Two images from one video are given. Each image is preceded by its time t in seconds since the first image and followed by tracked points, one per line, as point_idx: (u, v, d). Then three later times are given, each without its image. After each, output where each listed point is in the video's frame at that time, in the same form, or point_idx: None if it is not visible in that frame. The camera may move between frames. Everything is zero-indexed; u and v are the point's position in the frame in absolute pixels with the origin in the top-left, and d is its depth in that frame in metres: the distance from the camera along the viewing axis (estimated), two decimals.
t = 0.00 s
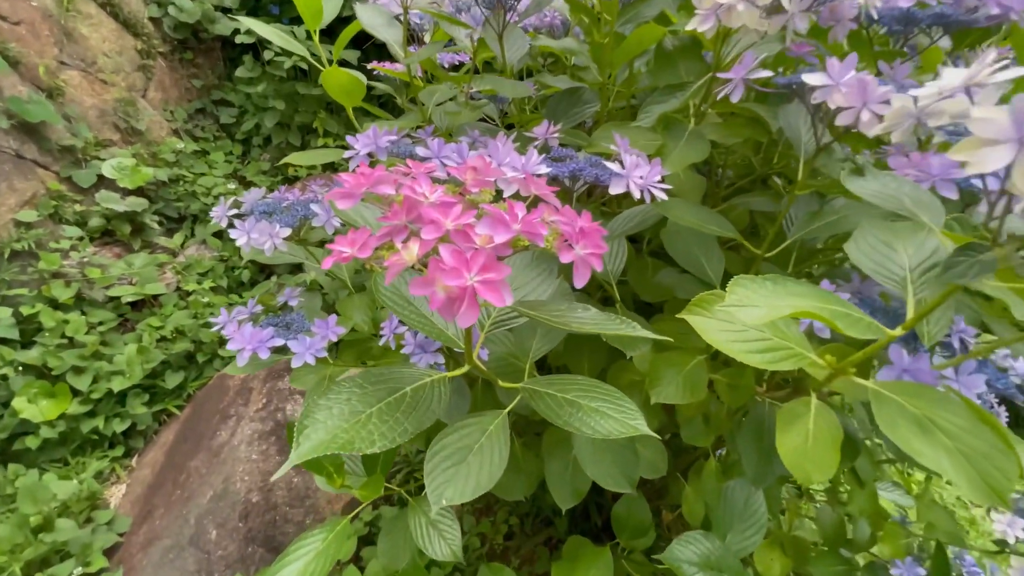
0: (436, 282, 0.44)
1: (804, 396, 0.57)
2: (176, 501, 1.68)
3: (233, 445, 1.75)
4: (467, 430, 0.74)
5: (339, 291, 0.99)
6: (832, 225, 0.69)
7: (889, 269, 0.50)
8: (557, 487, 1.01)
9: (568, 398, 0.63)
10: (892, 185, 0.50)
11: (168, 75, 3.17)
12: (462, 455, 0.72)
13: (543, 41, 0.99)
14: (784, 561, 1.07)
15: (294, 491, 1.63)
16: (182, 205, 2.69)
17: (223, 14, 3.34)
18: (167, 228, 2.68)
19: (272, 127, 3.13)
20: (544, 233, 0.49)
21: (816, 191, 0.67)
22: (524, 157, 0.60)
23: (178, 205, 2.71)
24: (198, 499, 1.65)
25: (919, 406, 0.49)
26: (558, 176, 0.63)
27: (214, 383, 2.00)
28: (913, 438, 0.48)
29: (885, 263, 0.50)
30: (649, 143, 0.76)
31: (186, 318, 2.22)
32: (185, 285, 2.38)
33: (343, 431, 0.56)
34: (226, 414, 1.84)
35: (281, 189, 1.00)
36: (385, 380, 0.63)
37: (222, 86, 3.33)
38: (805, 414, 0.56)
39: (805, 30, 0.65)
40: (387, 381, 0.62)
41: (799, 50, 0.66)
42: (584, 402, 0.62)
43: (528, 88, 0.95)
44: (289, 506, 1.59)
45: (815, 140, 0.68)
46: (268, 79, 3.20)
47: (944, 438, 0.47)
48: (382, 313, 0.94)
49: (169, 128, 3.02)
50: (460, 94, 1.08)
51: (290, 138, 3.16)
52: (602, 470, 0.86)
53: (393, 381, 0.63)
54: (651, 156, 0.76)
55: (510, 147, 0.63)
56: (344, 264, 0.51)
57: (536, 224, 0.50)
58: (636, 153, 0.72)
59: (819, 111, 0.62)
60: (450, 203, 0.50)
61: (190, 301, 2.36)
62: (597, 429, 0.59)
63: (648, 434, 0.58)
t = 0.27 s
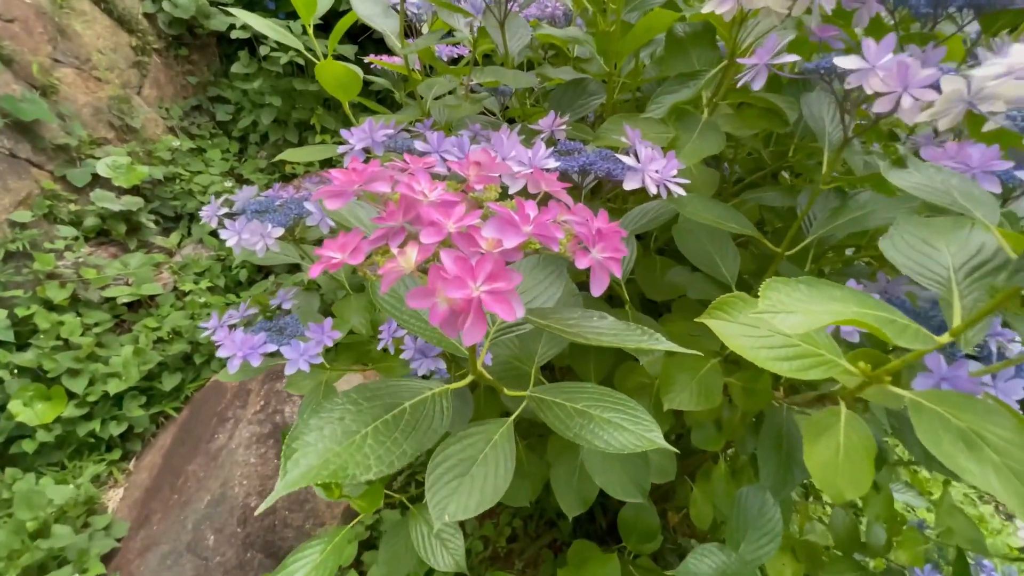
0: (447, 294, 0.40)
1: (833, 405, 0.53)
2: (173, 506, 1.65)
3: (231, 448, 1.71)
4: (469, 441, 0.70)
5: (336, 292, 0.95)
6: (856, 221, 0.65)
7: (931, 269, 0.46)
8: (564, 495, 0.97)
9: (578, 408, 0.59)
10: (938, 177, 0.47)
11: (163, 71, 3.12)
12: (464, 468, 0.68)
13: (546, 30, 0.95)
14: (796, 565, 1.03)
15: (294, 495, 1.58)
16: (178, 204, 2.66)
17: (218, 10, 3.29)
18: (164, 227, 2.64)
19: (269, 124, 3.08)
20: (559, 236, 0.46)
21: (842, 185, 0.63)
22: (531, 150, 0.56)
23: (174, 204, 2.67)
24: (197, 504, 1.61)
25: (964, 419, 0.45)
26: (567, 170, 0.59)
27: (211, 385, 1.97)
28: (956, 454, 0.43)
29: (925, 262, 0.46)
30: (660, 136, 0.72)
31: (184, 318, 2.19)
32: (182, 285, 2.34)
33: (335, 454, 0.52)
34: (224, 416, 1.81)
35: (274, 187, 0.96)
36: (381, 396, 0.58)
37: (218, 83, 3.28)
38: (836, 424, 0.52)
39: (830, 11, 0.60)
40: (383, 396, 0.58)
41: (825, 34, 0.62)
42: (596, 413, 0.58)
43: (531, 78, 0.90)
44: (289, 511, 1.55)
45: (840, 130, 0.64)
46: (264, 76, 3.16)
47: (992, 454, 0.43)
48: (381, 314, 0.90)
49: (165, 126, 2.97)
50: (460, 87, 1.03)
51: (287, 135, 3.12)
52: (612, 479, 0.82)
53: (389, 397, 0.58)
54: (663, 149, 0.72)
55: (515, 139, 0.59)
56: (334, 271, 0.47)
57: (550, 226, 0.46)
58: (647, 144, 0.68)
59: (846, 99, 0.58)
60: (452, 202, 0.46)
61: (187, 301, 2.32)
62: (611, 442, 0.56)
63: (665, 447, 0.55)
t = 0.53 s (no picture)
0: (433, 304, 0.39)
1: (846, 413, 0.51)
2: (171, 511, 1.63)
3: (229, 452, 1.69)
4: (467, 450, 0.68)
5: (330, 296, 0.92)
6: (867, 220, 0.63)
7: (950, 272, 0.43)
8: (566, 501, 0.95)
9: (579, 417, 0.57)
10: (960, 176, 0.44)
11: (159, 71, 3.09)
12: (462, 478, 0.66)
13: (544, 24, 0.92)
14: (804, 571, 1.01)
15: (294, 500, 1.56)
16: (175, 204, 2.63)
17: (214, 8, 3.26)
18: (161, 228, 2.62)
19: (266, 123, 3.06)
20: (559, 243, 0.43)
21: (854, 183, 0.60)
22: (528, 149, 0.54)
23: (171, 205, 2.64)
24: (195, 508, 1.59)
25: (985, 430, 0.42)
26: (566, 169, 0.57)
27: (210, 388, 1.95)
28: (978, 467, 0.41)
29: (944, 263, 0.44)
30: (662, 133, 0.70)
31: (181, 320, 2.17)
32: (180, 287, 2.32)
33: (321, 474, 0.50)
34: (223, 419, 1.79)
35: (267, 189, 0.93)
36: (372, 410, 0.57)
37: (215, 82, 3.25)
38: (849, 434, 0.50)
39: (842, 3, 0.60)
40: (375, 410, 0.56)
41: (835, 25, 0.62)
42: (597, 422, 0.56)
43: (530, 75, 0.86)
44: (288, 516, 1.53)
45: (851, 126, 0.62)
46: (261, 74, 3.13)
47: (1016, 467, 0.40)
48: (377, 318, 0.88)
49: (161, 125, 2.95)
50: (457, 84, 1.00)
51: (285, 134, 3.09)
52: (616, 486, 0.80)
53: (380, 411, 0.57)
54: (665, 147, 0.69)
55: (510, 137, 0.56)
56: (317, 280, 0.46)
57: (547, 232, 0.43)
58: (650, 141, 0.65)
59: (856, 94, 0.55)
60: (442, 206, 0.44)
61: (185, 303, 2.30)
62: (613, 453, 0.53)
63: (671, 458, 0.52)
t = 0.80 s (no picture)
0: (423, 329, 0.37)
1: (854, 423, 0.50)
2: (172, 516, 1.62)
3: (229, 457, 1.68)
4: (466, 460, 0.66)
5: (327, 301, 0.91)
6: (874, 222, 0.61)
7: (962, 279, 0.41)
8: (568, 507, 0.93)
9: (580, 427, 0.56)
10: (973, 180, 0.40)
11: (157, 73, 3.08)
12: (462, 488, 0.65)
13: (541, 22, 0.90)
14: None
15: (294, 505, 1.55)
16: (174, 207, 2.62)
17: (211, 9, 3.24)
18: (159, 231, 2.61)
19: (264, 124, 3.04)
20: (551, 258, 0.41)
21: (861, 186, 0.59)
22: (524, 152, 0.52)
23: (170, 207, 2.63)
24: (195, 514, 1.59)
25: (998, 442, 0.41)
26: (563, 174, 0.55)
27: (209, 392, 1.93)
28: (991, 480, 0.40)
29: (956, 269, 0.42)
30: (663, 133, 0.68)
31: (181, 324, 2.16)
32: (179, 290, 2.31)
33: (310, 497, 0.49)
34: (223, 424, 1.77)
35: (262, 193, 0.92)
36: (364, 427, 0.57)
37: (212, 83, 3.24)
38: (857, 445, 0.48)
39: None
40: (368, 427, 0.56)
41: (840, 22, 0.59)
42: (598, 433, 0.55)
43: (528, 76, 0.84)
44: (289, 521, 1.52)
45: (856, 126, 0.60)
46: (259, 75, 3.11)
47: None
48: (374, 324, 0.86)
49: (159, 128, 2.94)
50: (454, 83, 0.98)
51: (283, 135, 3.07)
52: (619, 493, 0.79)
53: (373, 428, 0.56)
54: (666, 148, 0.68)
55: (506, 141, 0.54)
56: (298, 299, 0.44)
57: (540, 247, 0.41)
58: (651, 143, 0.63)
59: (862, 91, 0.53)
60: (433, 218, 0.43)
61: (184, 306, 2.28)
62: (615, 465, 0.52)
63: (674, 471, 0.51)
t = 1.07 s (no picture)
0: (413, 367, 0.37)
1: (854, 438, 0.49)
2: (172, 523, 1.62)
3: (230, 464, 1.67)
4: (464, 475, 0.66)
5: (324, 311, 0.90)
6: (873, 231, 0.61)
7: (961, 295, 0.41)
8: (568, 515, 0.93)
9: (578, 443, 0.55)
10: (972, 198, 0.39)
11: (154, 77, 3.07)
12: (461, 502, 0.64)
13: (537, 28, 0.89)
14: None
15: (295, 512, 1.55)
16: (173, 212, 2.61)
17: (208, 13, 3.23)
18: (158, 237, 2.60)
19: (262, 128, 3.03)
20: (542, 288, 0.40)
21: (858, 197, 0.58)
22: (518, 168, 0.51)
23: (168, 212, 2.62)
24: (196, 522, 1.58)
25: (998, 459, 0.40)
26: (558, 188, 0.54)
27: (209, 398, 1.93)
28: (992, 499, 0.39)
29: (956, 285, 0.41)
30: (661, 141, 0.67)
31: (180, 330, 2.15)
32: (179, 296, 2.30)
33: (302, 527, 0.52)
34: (223, 430, 1.77)
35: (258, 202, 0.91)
36: (358, 452, 0.59)
37: (210, 87, 3.23)
38: (857, 460, 0.48)
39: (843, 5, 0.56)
40: (362, 452, 0.59)
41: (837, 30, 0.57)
42: (597, 448, 0.54)
43: (524, 84, 0.83)
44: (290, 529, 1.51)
45: (854, 135, 0.60)
46: (257, 78, 3.10)
47: None
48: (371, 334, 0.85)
49: (157, 132, 2.93)
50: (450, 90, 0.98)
51: (282, 138, 3.06)
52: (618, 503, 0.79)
53: (366, 453, 0.59)
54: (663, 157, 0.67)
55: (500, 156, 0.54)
56: (289, 329, 0.44)
57: (531, 277, 0.41)
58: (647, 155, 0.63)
59: (859, 102, 0.52)
60: (423, 245, 0.42)
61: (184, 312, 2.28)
62: (613, 483, 0.52)
63: (673, 487, 0.51)
